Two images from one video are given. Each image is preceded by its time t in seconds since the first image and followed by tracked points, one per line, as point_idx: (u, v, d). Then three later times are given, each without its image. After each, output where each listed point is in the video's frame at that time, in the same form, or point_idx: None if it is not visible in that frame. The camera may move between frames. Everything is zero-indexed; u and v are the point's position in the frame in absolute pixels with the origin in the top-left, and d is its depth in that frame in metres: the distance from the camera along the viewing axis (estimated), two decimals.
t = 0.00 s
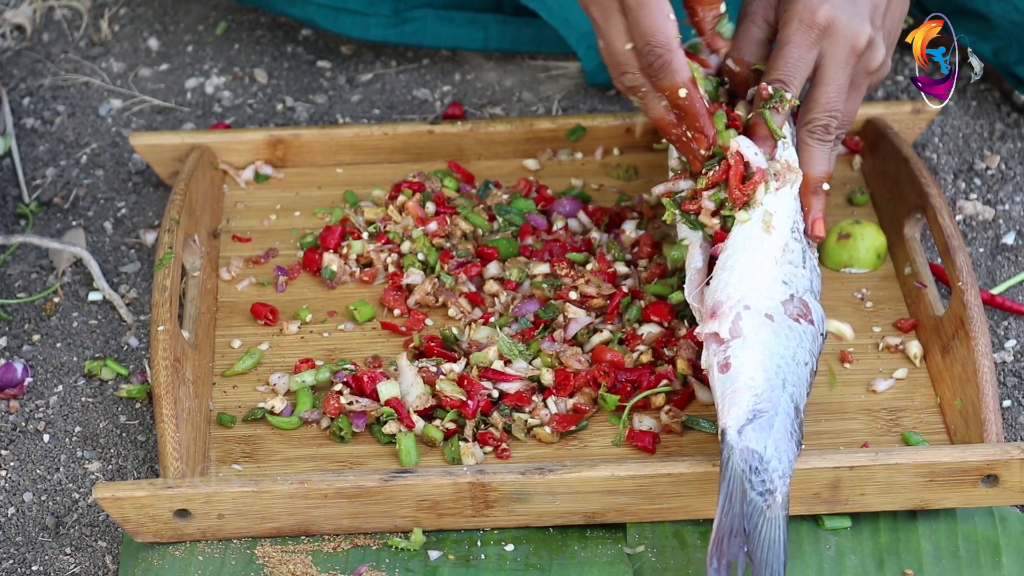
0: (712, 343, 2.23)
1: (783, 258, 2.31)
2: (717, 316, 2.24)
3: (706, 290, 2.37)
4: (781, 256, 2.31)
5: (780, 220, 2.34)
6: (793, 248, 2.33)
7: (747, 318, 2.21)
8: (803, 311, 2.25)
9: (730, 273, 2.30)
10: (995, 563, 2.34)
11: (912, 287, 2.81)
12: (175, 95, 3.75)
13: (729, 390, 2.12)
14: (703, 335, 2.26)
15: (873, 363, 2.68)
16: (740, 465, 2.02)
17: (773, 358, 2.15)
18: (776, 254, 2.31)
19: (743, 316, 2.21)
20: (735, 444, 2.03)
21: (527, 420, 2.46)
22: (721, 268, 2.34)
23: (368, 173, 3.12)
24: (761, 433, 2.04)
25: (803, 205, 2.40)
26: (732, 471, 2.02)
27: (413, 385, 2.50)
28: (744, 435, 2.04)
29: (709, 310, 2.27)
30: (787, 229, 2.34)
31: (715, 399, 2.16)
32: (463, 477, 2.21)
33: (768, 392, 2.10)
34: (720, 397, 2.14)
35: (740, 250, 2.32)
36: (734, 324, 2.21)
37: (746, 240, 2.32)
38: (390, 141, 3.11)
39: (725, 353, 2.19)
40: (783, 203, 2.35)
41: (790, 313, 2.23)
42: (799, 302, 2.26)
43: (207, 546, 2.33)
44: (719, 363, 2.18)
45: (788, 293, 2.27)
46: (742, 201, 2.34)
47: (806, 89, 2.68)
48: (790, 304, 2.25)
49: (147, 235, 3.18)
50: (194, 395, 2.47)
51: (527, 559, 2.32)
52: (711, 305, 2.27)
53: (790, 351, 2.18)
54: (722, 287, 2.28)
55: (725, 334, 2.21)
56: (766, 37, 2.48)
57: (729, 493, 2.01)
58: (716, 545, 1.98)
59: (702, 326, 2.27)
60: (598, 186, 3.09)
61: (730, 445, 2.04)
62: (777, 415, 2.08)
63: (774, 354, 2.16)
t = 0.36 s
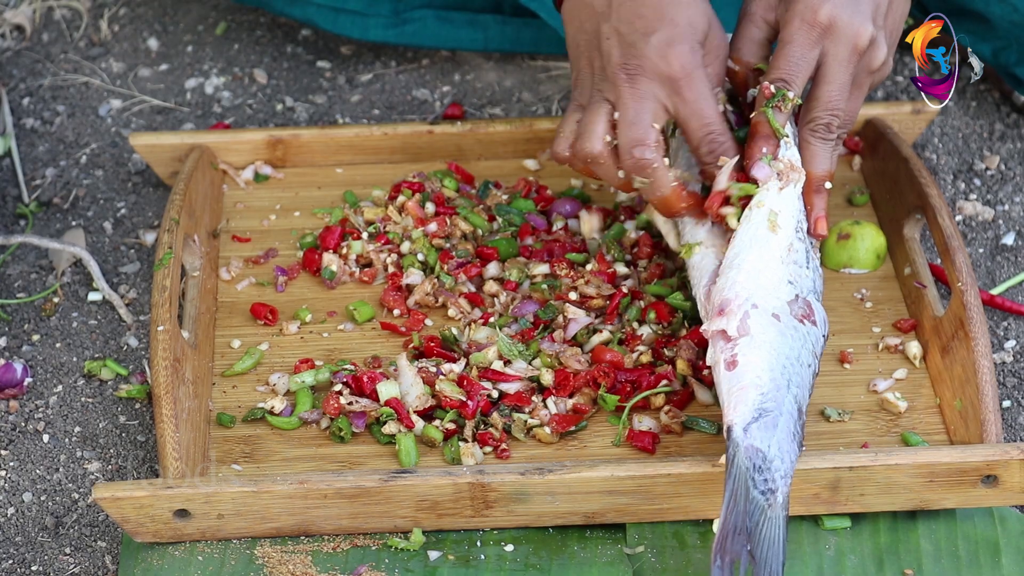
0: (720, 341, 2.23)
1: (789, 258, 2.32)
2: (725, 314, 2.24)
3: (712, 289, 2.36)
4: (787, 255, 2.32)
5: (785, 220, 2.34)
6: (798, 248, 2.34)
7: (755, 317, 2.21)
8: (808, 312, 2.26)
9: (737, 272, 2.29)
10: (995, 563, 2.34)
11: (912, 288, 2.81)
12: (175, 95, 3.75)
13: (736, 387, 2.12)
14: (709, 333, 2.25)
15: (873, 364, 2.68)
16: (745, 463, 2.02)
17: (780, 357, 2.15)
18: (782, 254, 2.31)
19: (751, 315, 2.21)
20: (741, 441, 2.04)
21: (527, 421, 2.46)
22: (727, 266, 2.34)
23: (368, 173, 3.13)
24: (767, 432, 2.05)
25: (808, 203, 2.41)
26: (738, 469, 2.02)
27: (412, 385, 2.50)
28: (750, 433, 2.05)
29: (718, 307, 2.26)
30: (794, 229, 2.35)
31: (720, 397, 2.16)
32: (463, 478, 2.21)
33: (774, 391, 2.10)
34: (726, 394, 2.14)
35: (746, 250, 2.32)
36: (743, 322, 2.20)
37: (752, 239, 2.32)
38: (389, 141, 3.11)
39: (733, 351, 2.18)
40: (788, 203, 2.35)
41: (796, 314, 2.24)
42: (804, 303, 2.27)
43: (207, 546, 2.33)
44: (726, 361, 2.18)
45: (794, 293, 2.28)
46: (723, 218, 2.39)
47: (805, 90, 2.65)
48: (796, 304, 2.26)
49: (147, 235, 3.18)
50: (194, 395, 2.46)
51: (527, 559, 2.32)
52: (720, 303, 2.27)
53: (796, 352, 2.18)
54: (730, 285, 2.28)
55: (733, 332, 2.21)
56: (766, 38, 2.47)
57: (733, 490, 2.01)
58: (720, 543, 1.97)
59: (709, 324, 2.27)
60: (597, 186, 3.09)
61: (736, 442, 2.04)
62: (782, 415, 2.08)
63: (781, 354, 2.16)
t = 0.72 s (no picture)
0: (700, 358, 2.24)
1: (765, 260, 2.32)
2: (700, 330, 2.26)
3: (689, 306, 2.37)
4: (762, 258, 2.33)
5: (753, 223, 2.37)
6: (775, 247, 2.34)
7: (730, 327, 2.22)
8: (793, 309, 2.25)
9: (710, 285, 2.31)
10: (994, 563, 2.34)
11: (911, 287, 2.81)
12: (173, 95, 3.75)
13: (721, 400, 2.13)
14: (691, 350, 2.27)
15: (872, 363, 2.68)
16: (739, 471, 2.01)
17: (762, 360, 2.15)
18: (755, 258, 2.32)
19: (725, 326, 2.22)
20: (731, 452, 2.04)
21: (526, 421, 2.46)
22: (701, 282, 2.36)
23: (367, 173, 3.13)
24: (757, 437, 2.04)
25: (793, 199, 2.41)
26: (733, 477, 2.01)
27: (411, 386, 2.50)
28: (740, 441, 2.04)
29: (694, 325, 2.28)
30: (766, 230, 2.36)
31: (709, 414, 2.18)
32: (462, 478, 2.21)
33: (761, 394, 2.10)
34: (714, 408, 2.15)
35: (717, 261, 2.34)
36: (718, 335, 2.22)
37: (721, 249, 2.35)
38: (388, 141, 3.11)
39: (712, 365, 2.20)
40: (755, 207, 2.39)
41: (778, 314, 2.24)
42: (790, 301, 2.27)
43: (206, 546, 2.33)
44: (707, 376, 2.20)
45: (776, 294, 2.28)
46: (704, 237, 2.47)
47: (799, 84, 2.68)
48: (778, 304, 2.26)
49: (146, 235, 3.18)
50: (193, 396, 2.46)
51: (526, 559, 2.32)
52: (695, 319, 2.29)
53: (782, 350, 2.18)
54: (705, 300, 2.30)
55: (710, 346, 2.22)
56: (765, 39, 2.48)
57: (731, 499, 2.00)
58: (721, 552, 1.97)
59: (690, 342, 2.29)
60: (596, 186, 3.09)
61: (726, 454, 2.04)
62: (773, 416, 2.07)
63: (762, 357, 2.16)
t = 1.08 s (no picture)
0: (701, 353, 2.25)
1: (762, 255, 2.33)
2: (701, 326, 2.26)
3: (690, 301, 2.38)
4: (761, 253, 2.33)
5: (749, 218, 2.38)
6: (773, 242, 2.35)
7: (731, 323, 2.22)
8: (793, 306, 2.25)
9: (709, 280, 2.32)
10: (994, 563, 2.35)
11: (911, 287, 2.81)
12: (173, 95, 3.75)
13: (719, 397, 2.13)
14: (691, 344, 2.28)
15: (872, 363, 2.68)
16: (733, 471, 2.02)
17: (761, 358, 2.15)
18: (755, 253, 2.33)
19: (726, 322, 2.22)
20: (726, 451, 2.03)
21: (526, 421, 2.46)
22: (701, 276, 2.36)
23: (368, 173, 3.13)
24: (754, 436, 2.04)
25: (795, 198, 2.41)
26: (727, 478, 2.02)
27: (410, 385, 2.50)
28: (736, 440, 2.04)
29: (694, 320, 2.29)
30: (765, 226, 2.37)
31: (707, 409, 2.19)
32: (461, 477, 2.21)
33: (759, 393, 2.10)
34: (713, 405, 2.15)
35: (715, 256, 2.36)
36: (719, 331, 2.22)
37: (718, 245, 2.37)
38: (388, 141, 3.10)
39: (712, 362, 2.20)
40: (751, 202, 2.41)
41: (778, 311, 2.24)
42: (789, 298, 2.26)
43: (206, 546, 2.33)
44: (708, 373, 2.20)
45: (776, 290, 2.28)
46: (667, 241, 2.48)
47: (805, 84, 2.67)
48: (777, 301, 2.26)
49: (146, 235, 3.18)
50: (192, 395, 2.46)
51: (525, 559, 2.32)
52: (696, 315, 2.30)
53: (782, 348, 2.17)
54: (705, 295, 2.30)
55: (710, 342, 2.22)
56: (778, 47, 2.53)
57: (723, 500, 2.01)
58: (706, 556, 1.99)
59: (691, 338, 2.29)
60: (596, 186, 3.09)
61: (721, 453, 2.04)
62: (771, 415, 2.07)
63: (762, 354, 2.16)
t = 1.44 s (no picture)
0: (706, 350, 2.24)
1: (774, 257, 2.31)
2: (709, 322, 2.24)
3: (698, 298, 2.36)
4: (772, 254, 2.32)
5: (768, 219, 2.35)
6: (786, 246, 2.33)
7: (740, 321, 2.21)
8: (799, 309, 2.25)
9: (720, 278, 2.30)
10: (994, 563, 2.34)
11: (911, 287, 2.81)
12: (173, 94, 3.75)
13: (725, 395, 2.13)
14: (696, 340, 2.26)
15: (871, 363, 2.68)
16: (736, 469, 2.02)
17: (768, 359, 2.15)
18: (766, 254, 2.31)
19: (734, 320, 2.21)
20: (730, 450, 2.04)
21: (526, 420, 2.45)
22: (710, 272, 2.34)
23: (368, 173, 3.12)
24: (758, 436, 2.04)
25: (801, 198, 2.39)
26: (730, 475, 2.02)
27: (410, 385, 2.50)
28: (740, 439, 2.05)
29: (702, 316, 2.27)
30: (779, 228, 2.35)
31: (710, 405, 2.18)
32: (461, 477, 2.21)
33: (764, 393, 2.10)
34: (717, 402, 2.14)
35: (728, 254, 2.33)
36: (727, 329, 2.21)
37: (733, 244, 2.34)
38: (388, 140, 3.10)
39: (719, 359, 2.19)
40: (771, 203, 2.37)
41: (786, 312, 2.23)
42: (796, 301, 2.26)
43: (206, 545, 2.33)
44: (714, 370, 2.19)
45: (784, 292, 2.27)
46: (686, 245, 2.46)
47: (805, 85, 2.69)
48: (785, 302, 2.25)
49: (146, 235, 3.18)
50: (192, 394, 2.46)
51: (525, 559, 2.32)
52: (704, 311, 2.28)
53: (787, 349, 2.18)
54: (714, 292, 2.28)
55: (718, 340, 2.21)
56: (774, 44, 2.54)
57: (725, 498, 2.01)
58: (709, 552, 1.98)
59: (696, 334, 2.27)
60: (596, 185, 3.09)
61: (725, 451, 2.04)
62: (775, 415, 2.08)
63: (768, 355, 2.16)
